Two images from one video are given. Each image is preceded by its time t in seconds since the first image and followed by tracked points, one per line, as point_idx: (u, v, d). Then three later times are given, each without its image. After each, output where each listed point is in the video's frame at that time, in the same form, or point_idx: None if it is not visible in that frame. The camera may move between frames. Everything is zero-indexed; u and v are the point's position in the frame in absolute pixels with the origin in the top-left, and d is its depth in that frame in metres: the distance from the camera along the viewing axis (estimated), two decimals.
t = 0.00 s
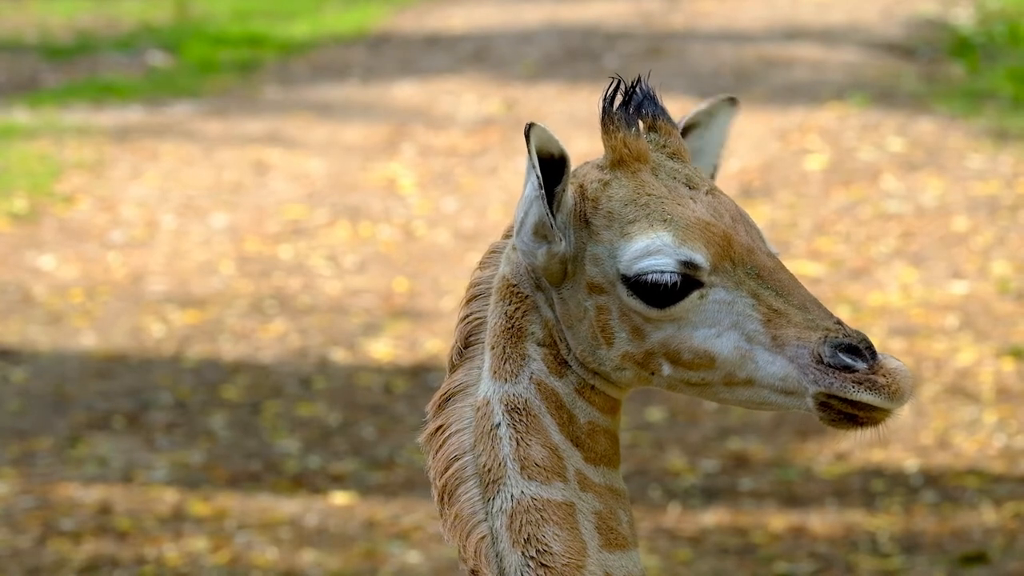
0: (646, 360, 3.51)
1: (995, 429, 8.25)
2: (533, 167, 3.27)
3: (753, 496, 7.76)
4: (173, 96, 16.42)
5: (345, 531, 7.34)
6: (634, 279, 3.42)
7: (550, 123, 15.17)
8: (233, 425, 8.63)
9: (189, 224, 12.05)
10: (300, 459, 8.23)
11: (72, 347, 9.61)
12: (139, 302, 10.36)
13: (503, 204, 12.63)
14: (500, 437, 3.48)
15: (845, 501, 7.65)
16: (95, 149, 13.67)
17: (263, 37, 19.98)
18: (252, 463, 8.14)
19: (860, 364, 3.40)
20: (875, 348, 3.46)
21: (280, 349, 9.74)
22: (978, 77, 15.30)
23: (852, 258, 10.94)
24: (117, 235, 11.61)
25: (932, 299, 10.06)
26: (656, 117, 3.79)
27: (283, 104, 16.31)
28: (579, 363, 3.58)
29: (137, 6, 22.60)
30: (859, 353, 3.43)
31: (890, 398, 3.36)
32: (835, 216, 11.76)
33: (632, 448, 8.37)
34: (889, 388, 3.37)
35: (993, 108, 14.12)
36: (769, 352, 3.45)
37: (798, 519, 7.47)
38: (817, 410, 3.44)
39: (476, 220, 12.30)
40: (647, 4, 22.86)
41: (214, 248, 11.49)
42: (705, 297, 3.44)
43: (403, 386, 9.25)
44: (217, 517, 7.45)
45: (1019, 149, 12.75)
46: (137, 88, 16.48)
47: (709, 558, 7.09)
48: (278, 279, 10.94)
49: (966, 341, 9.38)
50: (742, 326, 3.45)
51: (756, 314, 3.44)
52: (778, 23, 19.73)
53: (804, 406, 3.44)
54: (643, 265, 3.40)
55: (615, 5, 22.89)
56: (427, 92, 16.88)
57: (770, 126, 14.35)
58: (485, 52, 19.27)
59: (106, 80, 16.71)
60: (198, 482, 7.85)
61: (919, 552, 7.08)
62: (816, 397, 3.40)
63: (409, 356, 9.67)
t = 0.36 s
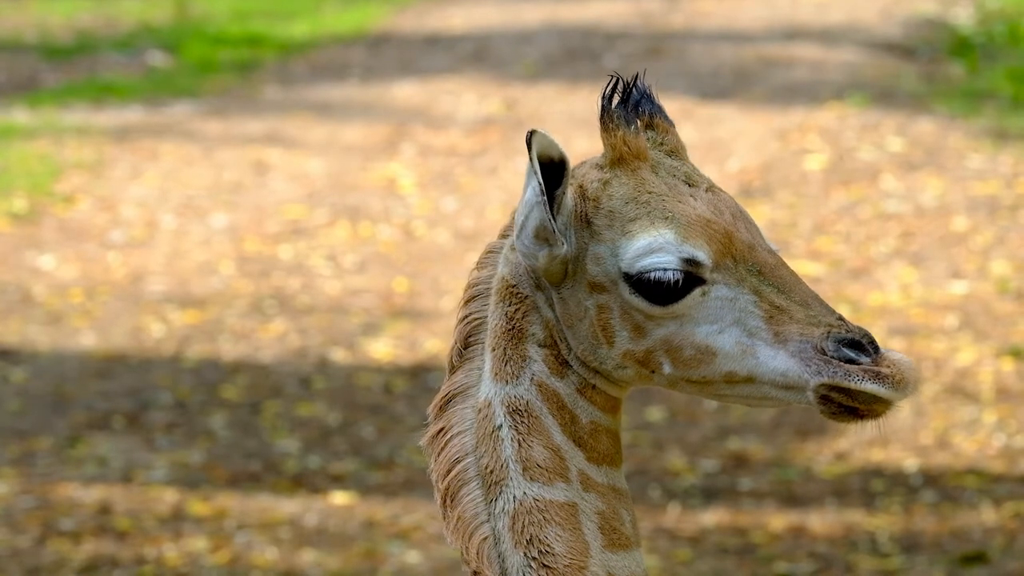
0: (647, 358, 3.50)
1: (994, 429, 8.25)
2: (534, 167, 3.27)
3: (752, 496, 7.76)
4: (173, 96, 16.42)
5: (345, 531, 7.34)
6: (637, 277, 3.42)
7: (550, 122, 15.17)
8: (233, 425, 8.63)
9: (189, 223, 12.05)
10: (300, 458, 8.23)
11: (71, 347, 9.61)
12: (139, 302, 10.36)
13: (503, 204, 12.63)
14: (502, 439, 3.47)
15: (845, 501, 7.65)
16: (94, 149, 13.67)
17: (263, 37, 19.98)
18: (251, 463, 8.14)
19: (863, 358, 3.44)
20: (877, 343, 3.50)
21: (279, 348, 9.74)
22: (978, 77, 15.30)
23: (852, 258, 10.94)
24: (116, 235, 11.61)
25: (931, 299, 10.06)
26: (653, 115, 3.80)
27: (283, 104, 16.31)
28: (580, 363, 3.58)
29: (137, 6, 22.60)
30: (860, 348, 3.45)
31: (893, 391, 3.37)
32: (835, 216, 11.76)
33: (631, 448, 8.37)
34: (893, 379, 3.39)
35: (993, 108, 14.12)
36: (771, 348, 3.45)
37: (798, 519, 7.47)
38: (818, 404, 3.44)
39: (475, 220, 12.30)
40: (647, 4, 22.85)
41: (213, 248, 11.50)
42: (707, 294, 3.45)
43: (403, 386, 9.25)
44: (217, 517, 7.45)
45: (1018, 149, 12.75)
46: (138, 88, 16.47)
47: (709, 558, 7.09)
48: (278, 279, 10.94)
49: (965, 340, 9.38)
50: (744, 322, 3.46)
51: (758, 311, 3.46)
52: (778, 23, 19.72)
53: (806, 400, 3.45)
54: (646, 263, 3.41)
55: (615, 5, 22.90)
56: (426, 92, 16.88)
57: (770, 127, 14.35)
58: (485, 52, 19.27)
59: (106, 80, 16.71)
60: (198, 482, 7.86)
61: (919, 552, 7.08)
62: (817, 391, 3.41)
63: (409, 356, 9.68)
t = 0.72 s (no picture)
0: (653, 355, 3.50)
1: (994, 429, 8.25)
2: (540, 165, 3.26)
3: (752, 495, 7.76)
4: (173, 96, 16.42)
5: (345, 531, 7.34)
6: (649, 272, 3.43)
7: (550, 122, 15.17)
8: (232, 425, 8.63)
9: (189, 223, 12.05)
10: (300, 458, 8.23)
11: (71, 347, 9.61)
12: (139, 302, 10.36)
13: (503, 204, 12.63)
14: (503, 443, 3.45)
15: (845, 501, 7.65)
16: (94, 149, 13.67)
17: (263, 37, 19.97)
18: (251, 463, 8.14)
19: (874, 353, 3.50)
20: (884, 338, 3.57)
21: (279, 348, 9.74)
22: (978, 77, 15.30)
23: (851, 258, 10.93)
24: (116, 235, 11.61)
25: (931, 299, 10.06)
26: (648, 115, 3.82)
27: (283, 104, 16.30)
28: (581, 363, 3.56)
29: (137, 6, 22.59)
30: (869, 343, 3.52)
31: (903, 383, 3.43)
32: (834, 216, 11.76)
33: (631, 448, 8.37)
34: (905, 371, 3.46)
35: (993, 108, 14.12)
36: (780, 343, 3.48)
37: (798, 519, 7.48)
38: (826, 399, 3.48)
39: (475, 220, 12.30)
40: (647, 4, 22.84)
41: (213, 248, 11.50)
42: (716, 289, 3.47)
43: (403, 386, 9.25)
44: (216, 517, 7.45)
45: (1018, 149, 12.75)
46: (138, 88, 16.47)
47: (709, 558, 7.09)
48: (278, 279, 10.94)
49: (965, 340, 9.38)
50: (752, 318, 3.49)
51: (767, 306, 3.49)
52: (778, 23, 19.72)
53: (814, 395, 3.49)
54: (659, 258, 3.41)
55: (615, 5, 22.89)
56: (426, 92, 16.88)
57: (770, 127, 14.35)
58: (485, 52, 19.27)
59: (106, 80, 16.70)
60: (198, 482, 7.86)
61: (919, 552, 7.08)
62: (829, 385, 3.45)
63: (409, 356, 9.67)
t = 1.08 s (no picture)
0: (669, 352, 3.50)
1: (994, 429, 8.25)
2: (557, 178, 3.20)
3: (752, 495, 7.76)
4: (173, 96, 16.42)
5: (344, 531, 7.35)
6: (679, 270, 3.43)
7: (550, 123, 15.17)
8: (232, 425, 8.63)
9: (189, 223, 12.05)
10: (299, 458, 8.23)
11: (71, 347, 9.61)
12: (139, 302, 10.36)
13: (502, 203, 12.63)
14: (505, 449, 3.36)
15: (845, 501, 7.64)
16: (94, 149, 13.67)
17: (263, 37, 19.98)
18: (251, 463, 8.14)
19: (884, 348, 3.69)
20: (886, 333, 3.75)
21: (279, 348, 9.74)
22: (978, 77, 15.30)
23: (851, 258, 10.93)
24: (116, 235, 11.61)
25: (931, 299, 10.06)
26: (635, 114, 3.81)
27: (283, 104, 16.31)
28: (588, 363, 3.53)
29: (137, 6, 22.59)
30: (881, 338, 3.70)
31: (910, 376, 3.64)
32: (834, 216, 11.76)
33: (631, 448, 8.37)
34: (915, 366, 3.67)
35: (993, 108, 14.12)
36: (793, 339, 3.58)
37: (797, 518, 7.48)
38: (839, 394, 3.63)
39: (475, 220, 12.30)
40: (647, 4, 22.83)
41: (213, 248, 11.50)
42: (735, 287, 3.52)
43: (402, 386, 9.25)
44: (216, 517, 7.45)
45: (1018, 149, 12.75)
46: (138, 88, 16.47)
47: (709, 558, 7.09)
48: (277, 279, 10.94)
49: (965, 340, 9.38)
50: (767, 314, 3.56)
51: (782, 303, 3.57)
52: (778, 23, 19.71)
53: (827, 390, 3.62)
54: (691, 257, 3.43)
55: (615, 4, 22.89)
56: (426, 92, 16.89)
57: (770, 127, 14.35)
58: (485, 52, 19.28)
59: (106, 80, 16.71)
60: (197, 482, 7.86)
61: (919, 551, 7.08)
62: (847, 380, 3.61)
63: (408, 356, 9.68)
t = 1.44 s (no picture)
0: (691, 347, 3.48)
1: (993, 429, 8.25)
2: (593, 199, 3.01)
3: (752, 495, 7.76)
4: (173, 96, 16.42)
5: (344, 531, 7.35)
6: (717, 263, 3.44)
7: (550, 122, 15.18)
8: (231, 425, 8.63)
9: (189, 223, 12.05)
10: (299, 458, 8.23)
11: (71, 347, 9.61)
12: (138, 301, 10.37)
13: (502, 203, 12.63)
14: (517, 455, 3.21)
15: (844, 501, 7.64)
16: (94, 149, 13.68)
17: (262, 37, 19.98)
18: (250, 463, 8.14)
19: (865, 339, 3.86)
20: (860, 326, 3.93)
21: (279, 348, 9.75)
22: (977, 77, 15.30)
23: (851, 258, 10.93)
24: (116, 235, 11.62)
25: (930, 299, 10.06)
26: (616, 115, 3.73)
27: (283, 104, 16.31)
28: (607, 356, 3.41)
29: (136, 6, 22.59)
30: (860, 329, 3.88)
31: (888, 364, 3.84)
32: (834, 216, 11.76)
33: (631, 447, 8.36)
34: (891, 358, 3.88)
35: (992, 108, 14.12)
36: (792, 333, 3.67)
37: (797, 518, 7.48)
38: (828, 387, 3.77)
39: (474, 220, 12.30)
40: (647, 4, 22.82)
41: (213, 248, 11.50)
42: (750, 279, 3.57)
43: (402, 386, 9.25)
44: (215, 517, 7.45)
45: (1017, 149, 12.75)
46: (137, 88, 16.48)
47: (708, 558, 7.09)
48: (277, 279, 10.94)
49: (965, 340, 9.38)
50: (772, 308, 3.64)
51: (784, 297, 3.66)
52: (777, 23, 19.71)
53: (820, 382, 3.75)
54: (728, 249, 3.45)
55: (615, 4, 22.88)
56: (426, 92, 16.90)
57: (770, 127, 14.35)
58: (484, 52, 19.28)
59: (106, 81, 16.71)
60: (197, 482, 7.86)
61: (918, 551, 7.08)
62: (841, 372, 3.75)
63: (408, 356, 9.68)
